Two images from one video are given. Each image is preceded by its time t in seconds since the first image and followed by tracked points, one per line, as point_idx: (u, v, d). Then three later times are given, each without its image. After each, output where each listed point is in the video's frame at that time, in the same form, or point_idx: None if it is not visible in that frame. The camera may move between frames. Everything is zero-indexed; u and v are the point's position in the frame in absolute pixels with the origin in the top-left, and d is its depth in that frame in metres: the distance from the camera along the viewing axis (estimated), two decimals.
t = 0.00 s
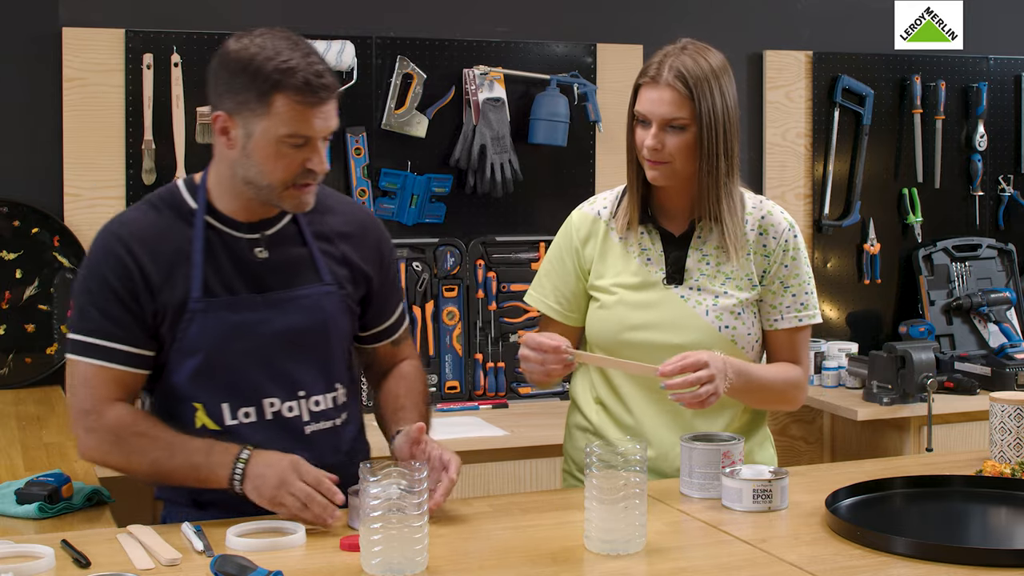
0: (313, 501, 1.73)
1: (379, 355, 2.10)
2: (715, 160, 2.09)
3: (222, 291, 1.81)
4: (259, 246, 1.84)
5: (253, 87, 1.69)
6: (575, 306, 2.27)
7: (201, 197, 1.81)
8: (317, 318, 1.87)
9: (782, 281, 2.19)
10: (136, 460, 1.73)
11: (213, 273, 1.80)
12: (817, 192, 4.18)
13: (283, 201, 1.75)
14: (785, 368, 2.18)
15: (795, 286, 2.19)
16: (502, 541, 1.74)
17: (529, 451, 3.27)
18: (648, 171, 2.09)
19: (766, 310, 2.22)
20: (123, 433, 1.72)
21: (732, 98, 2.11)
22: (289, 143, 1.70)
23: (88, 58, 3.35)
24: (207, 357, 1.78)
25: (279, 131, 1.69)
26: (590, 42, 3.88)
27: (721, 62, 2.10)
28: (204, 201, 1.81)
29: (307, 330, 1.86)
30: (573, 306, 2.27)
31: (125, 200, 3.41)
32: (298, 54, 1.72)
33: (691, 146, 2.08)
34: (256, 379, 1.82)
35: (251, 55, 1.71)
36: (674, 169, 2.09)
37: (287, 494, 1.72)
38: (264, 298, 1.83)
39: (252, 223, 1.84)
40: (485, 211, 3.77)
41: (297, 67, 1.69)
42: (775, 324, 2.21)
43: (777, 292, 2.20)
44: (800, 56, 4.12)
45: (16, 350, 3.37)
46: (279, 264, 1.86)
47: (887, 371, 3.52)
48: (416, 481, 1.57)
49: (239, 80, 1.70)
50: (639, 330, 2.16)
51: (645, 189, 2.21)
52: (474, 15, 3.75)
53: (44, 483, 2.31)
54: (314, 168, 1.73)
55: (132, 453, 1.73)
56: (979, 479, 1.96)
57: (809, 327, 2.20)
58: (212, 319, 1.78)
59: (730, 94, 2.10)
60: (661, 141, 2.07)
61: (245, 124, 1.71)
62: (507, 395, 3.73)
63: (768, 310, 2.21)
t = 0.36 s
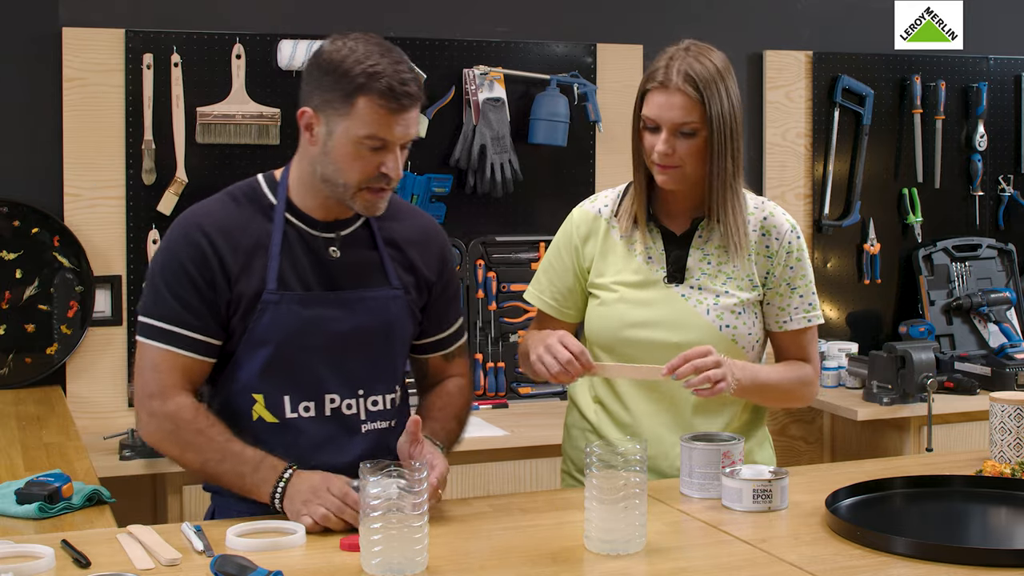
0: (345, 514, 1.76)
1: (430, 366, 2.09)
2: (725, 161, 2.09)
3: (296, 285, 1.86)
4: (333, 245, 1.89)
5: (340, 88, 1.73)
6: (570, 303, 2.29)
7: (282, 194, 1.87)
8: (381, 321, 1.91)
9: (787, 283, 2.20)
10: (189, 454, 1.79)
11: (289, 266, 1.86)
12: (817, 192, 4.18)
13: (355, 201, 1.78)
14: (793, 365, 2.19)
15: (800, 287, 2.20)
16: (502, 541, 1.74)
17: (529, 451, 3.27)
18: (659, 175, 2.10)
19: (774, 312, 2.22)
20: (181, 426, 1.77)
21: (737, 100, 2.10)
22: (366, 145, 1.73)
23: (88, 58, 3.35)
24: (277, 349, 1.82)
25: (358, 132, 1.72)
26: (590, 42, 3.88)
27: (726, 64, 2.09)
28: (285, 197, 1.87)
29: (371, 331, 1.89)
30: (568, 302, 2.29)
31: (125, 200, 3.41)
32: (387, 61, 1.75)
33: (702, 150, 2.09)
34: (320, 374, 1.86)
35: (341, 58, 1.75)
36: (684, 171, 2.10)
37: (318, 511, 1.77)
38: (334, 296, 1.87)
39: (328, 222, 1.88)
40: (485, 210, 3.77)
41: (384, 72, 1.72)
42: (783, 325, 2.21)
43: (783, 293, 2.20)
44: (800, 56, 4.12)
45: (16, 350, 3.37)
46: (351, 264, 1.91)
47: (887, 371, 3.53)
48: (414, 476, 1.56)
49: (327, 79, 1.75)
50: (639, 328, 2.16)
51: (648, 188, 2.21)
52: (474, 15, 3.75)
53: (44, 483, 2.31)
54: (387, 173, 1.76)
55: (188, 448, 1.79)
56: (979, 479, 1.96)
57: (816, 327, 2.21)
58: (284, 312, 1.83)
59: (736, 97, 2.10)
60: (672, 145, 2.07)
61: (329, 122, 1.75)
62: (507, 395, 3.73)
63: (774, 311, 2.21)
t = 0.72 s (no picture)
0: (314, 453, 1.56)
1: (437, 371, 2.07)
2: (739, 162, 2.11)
3: (304, 280, 1.86)
4: (344, 244, 1.90)
5: (342, 80, 1.76)
6: (569, 299, 2.28)
7: (296, 189, 1.90)
8: (388, 322, 1.90)
9: (794, 283, 2.22)
10: (175, 436, 1.75)
11: (298, 262, 1.87)
12: (817, 192, 4.18)
13: (352, 196, 1.79)
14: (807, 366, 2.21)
15: (805, 287, 2.22)
16: (502, 541, 1.74)
17: (529, 451, 3.27)
18: (679, 182, 2.10)
19: (781, 312, 2.25)
20: (168, 409, 1.74)
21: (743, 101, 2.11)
22: (362, 139, 1.74)
23: (88, 58, 3.35)
24: (281, 343, 1.83)
25: (355, 126, 1.74)
26: (590, 42, 3.88)
27: (728, 65, 2.09)
28: (299, 194, 1.89)
29: (377, 330, 1.89)
30: (567, 299, 2.28)
31: (125, 200, 3.41)
32: (392, 58, 1.76)
33: (715, 152, 2.10)
34: (322, 372, 1.86)
35: (349, 52, 1.78)
36: (700, 176, 2.11)
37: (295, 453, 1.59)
38: (340, 295, 1.88)
39: (340, 221, 1.89)
40: (485, 210, 3.77)
41: (384, 67, 1.73)
42: (790, 325, 2.25)
43: (790, 294, 2.23)
44: (800, 56, 4.12)
45: (16, 350, 3.38)
46: (360, 265, 1.91)
47: (888, 371, 3.53)
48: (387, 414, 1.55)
49: (335, 73, 1.78)
50: (641, 326, 2.16)
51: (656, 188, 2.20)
52: (474, 15, 3.75)
53: (43, 483, 2.31)
54: (381, 171, 1.75)
55: (173, 427, 1.74)
56: (979, 479, 1.96)
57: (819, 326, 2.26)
58: (289, 307, 1.83)
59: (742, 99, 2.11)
60: (691, 152, 2.07)
61: (333, 116, 1.78)
62: (507, 395, 3.73)
63: (782, 312, 2.24)
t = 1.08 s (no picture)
0: (270, 425, 1.51)
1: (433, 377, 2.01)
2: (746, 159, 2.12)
3: (303, 284, 1.87)
4: (344, 249, 1.90)
5: (350, 81, 1.75)
6: (579, 306, 2.24)
7: (301, 190, 1.90)
8: (383, 328, 1.91)
9: (797, 283, 2.22)
10: (144, 420, 1.67)
11: (298, 264, 1.87)
12: (817, 192, 4.18)
13: (356, 199, 1.78)
14: (824, 378, 2.24)
15: (808, 286, 2.22)
16: (502, 541, 1.74)
17: (529, 451, 3.27)
18: (688, 178, 2.11)
19: (785, 313, 2.25)
20: (143, 389, 1.67)
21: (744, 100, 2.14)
22: (367, 142, 1.73)
23: (88, 58, 3.35)
24: (275, 346, 1.83)
25: (361, 128, 1.73)
26: (590, 42, 3.88)
27: (727, 65, 2.09)
28: (304, 195, 1.89)
29: (373, 337, 1.90)
30: (580, 306, 2.25)
31: (125, 201, 3.41)
32: (401, 61, 1.75)
33: (722, 149, 2.12)
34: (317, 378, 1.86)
35: (360, 53, 1.78)
36: (709, 171, 2.11)
37: (251, 427, 1.54)
38: (337, 301, 1.88)
39: (343, 224, 1.90)
40: (485, 210, 3.77)
41: (392, 70, 1.72)
42: (795, 325, 2.25)
43: (794, 294, 2.23)
44: (800, 56, 4.12)
45: (16, 350, 3.38)
46: (359, 270, 1.91)
47: (887, 371, 3.53)
48: (357, 400, 1.53)
49: (344, 75, 1.77)
50: (643, 326, 2.15)
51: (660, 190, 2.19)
52: (474, 15, 3.75)
53: (43, 483, 2.31)
54: (385, 175, 1.74)
55: (144, 407, 1.66)
56: (980, 479, 1.96)
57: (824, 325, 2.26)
58: (286, 309, 1.84)
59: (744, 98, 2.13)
60: (700, 146, 2.08)
61: (341, 118, 1.77)
62: (507, 395, 3.74)
63: (785, 311, 2.24)
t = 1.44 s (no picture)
0: (276, 423, 1.50)
1: (433, 379, 2.01)
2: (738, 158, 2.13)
3: (312, 290, 1.87)
4: (352, 255, 1.90)
5: (371, 91, 1.74)
6: (583, 307, 2.23)
7: (309, 195, 1.89)
8: (388, 336, 1.91)
9: (796, 278, 2.21)
10: (136, 411, 1.64)
11: (306, 269, 1.87)
12: (817, 192, 4.18)
13: (362, 209, 1.77)
14: (829, 377, 2.20)
15: (808, 282, 2.20)
16: (502, 541, 1.74)
17: (529, 451, 3.27)
18: (681, 178, 2.11)
19: (784, 309, 2.24)
20: (138, 381, 1.64)
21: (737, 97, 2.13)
22: (380, 154, 1.72)
23: (88, 58, 3.35)
24: (281, 351, 1.83)
25: (375, 140, 1.72)
26: (590, 42, 3.88)
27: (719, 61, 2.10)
28: (312, 200, 1.88)
29: (378, 345, 1.91)
30: (584, 309, 2.24)
31: (125, 201, 3.41)
32: (425, 76, 1.74)
33: (716, 148, 2.11)
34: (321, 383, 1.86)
35: (384, 62, 1.76)
36: (703, 171, 2.12)
37: (254, 424, 1.53)
38: (343, 308, 1.88)
39: (349, 229, 1.89)
40: (485, 210, 3.77)
41: (415, 84, 1.71)
42: (795, 321, 2.23)
43: (794, 289, 2.21)
44: (800, 56, 4.12)
45: (16, 350, 3.38)
46: (365, 276, 1.91)
47: (887, 371, 3.53)
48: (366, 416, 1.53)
49: (363, 83, 1.76)
50: (645, 326, 2.16)
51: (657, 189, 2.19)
52: (474, 15, 3.75)
53: (43, 483, 2.31)
54: (394, 190, 1.73)
55: (136, 397, 1.64)
56: (979, 479, 1.96)
57: (827, 321, 2.23)
58: (295, 316, 1.83)
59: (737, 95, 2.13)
60: (692, 147, 2.08)
61: (357, 126, 1.77)
62: (507, 395, 3.74)
63: (785, 307, 2.23)
